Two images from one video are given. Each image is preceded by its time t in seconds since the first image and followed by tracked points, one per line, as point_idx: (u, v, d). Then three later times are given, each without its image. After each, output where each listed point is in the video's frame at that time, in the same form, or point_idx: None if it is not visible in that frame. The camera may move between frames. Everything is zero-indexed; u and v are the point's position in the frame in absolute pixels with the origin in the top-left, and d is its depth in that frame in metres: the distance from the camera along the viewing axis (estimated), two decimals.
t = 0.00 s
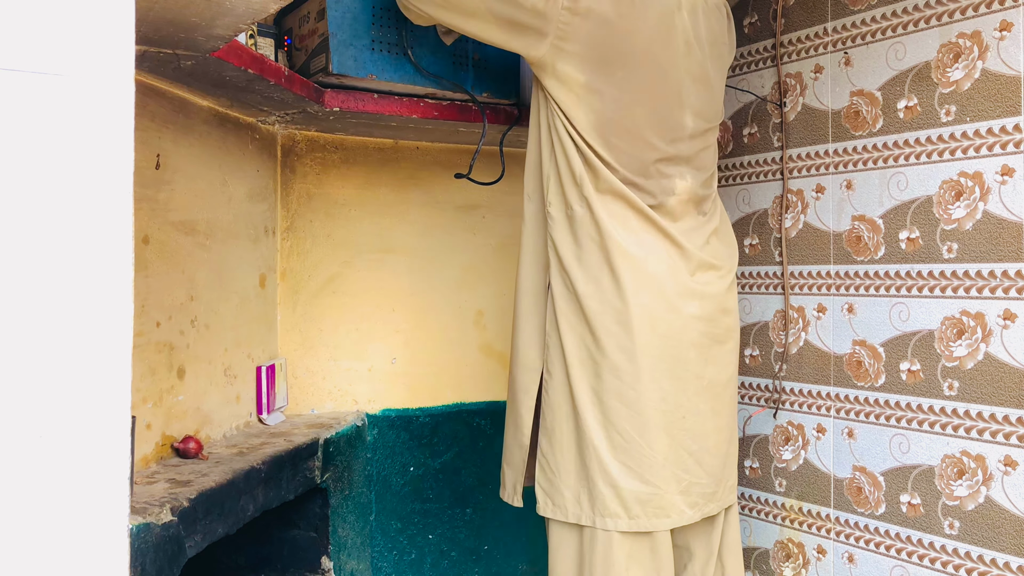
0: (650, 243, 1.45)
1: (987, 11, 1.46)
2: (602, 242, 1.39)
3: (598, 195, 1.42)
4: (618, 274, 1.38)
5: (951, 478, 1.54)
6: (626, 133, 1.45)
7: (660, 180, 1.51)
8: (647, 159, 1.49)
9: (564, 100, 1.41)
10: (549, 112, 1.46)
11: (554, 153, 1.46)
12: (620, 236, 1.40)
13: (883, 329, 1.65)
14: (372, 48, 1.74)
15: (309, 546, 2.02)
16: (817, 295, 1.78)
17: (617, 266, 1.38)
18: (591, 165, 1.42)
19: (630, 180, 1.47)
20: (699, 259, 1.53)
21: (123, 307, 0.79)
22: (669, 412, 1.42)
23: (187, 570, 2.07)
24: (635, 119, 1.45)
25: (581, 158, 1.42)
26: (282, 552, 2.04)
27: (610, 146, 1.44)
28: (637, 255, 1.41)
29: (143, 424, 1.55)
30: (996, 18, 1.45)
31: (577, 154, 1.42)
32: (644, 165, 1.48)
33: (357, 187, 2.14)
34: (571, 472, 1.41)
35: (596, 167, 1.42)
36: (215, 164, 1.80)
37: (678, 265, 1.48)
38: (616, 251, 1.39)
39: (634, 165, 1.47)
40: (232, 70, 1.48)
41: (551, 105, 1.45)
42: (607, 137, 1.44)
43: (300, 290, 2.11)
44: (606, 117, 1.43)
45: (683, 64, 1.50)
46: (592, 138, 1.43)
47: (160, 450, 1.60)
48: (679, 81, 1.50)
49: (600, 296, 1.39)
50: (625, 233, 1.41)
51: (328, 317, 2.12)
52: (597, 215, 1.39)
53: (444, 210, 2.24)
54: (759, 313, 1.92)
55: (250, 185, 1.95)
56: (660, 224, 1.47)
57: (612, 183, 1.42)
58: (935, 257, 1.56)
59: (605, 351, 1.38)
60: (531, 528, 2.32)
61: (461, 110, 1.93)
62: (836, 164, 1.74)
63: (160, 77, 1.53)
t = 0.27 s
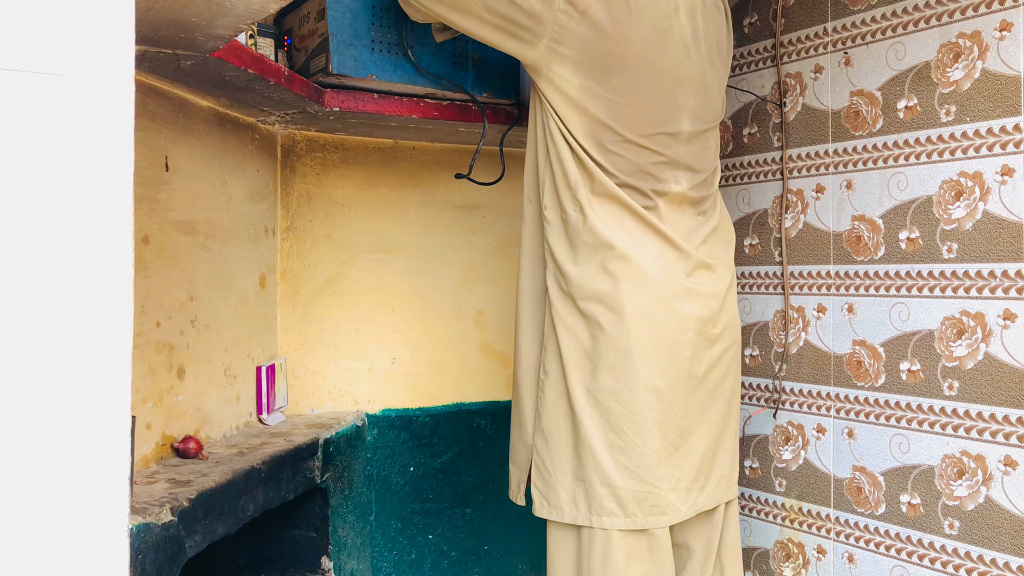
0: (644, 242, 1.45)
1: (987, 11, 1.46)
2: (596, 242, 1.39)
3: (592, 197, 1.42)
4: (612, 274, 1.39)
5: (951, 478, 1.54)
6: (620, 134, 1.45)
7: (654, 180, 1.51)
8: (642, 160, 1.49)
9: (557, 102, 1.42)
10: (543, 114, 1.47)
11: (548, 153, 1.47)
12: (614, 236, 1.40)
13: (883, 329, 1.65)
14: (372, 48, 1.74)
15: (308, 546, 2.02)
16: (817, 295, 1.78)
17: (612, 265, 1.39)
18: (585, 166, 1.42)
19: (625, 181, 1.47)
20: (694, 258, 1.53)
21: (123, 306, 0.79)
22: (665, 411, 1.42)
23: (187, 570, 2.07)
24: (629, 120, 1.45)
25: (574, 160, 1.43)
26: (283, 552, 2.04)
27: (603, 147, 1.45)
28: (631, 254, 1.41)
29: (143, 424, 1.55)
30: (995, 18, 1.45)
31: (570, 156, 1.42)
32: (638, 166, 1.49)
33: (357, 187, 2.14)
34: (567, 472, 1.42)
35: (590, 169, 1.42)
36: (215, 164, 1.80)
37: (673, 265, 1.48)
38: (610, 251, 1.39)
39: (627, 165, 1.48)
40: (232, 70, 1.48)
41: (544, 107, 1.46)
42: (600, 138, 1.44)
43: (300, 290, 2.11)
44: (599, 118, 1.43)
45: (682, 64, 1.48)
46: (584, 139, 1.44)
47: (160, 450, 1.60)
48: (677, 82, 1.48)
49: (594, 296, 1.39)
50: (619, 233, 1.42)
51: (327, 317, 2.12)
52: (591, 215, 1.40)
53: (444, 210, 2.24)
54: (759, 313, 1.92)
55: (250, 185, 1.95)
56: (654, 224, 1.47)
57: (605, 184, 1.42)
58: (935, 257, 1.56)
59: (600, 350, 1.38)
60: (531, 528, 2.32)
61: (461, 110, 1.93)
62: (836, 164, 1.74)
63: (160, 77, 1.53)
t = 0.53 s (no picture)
0: (639, 243, 1.45)
1: (987, 11, 1.46)
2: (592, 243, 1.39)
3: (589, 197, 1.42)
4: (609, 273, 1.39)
5: (951, 478, 1.54)
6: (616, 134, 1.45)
7: (647, 181, 1.53)
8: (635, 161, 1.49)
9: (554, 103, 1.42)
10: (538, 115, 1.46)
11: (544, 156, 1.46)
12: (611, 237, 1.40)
13: (883, 329, 1.65)
14: (372, 48, 1.74)
15: (308, 546, 2.02)
16: (817, 295, 1.78)
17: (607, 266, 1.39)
18: (581, 167, 1.43)
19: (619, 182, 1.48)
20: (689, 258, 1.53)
21: (124, 306, 0.79)
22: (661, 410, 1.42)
23: (187, 570, 2.07)
24: (627, 121, 1.44)
25: (570, 161, 1.43)
26: (283, 552, 2.04)
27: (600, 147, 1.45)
28: (626, 255, 1.41)
29: (143, 424, 1.55)
30: (995, 18, 1.45)
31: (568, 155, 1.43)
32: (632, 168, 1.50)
33: (357, 187, 2.14)
34: (565, 474, 1.42)
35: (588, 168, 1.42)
36: (215, 164, 1.80)
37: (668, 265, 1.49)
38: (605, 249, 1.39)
39: (622, 165, 1.48)
40: (232, 70, 1.48)
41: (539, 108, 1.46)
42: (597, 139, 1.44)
43: (299, 290, 2.11)
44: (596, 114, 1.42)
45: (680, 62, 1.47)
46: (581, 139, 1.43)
47: (160, 450, 1.60)
48: (674, 82, 1.48)
49: (590, 298, 1.40)
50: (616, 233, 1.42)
51: (328, 317, 2.12)
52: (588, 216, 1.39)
53: (444, 210, 2.24)
54: (759, 313, 1.93)
55: (250, 184, 1.95)
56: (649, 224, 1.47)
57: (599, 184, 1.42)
58: (935, 257, 1.56)
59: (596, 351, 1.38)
60: (531, 528, 2.32)
61: (461, 110, 1.93)
62: (836, 164, 1.74)
63: (160, 77, 1.53)
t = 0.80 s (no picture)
0: (644, 245, 1.45)
1: (987, 11, 1.46)
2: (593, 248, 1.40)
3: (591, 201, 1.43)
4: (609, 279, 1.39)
5: (951, 478, 1.54)
6: (614, 137, 1.46)
7: (654, 185, 1.50)
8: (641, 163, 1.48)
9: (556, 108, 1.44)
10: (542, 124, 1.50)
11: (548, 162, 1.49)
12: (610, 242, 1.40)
13: (883, 329, 1.65)
14: (372, 48, 1.73)
15: (308, 546, 2.02)
16: (817, 295, 1.78)
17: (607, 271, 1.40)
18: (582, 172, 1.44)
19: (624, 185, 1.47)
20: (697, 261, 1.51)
21: (124, 307, 0.79)
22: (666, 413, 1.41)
23: (187, 570, 2.07)
24: (624, 124, 1.45)
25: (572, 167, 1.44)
26: (282, 552, 2.04)
27: (603, 151, 1.45)
28: (627, 260, 1.41)
29: (143, 424, 1.55)
30: (995, 18, 1.45)
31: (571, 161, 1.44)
32: (637, 171, 1.49)
33: (357, 188, 2.14)
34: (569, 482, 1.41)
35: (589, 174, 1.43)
36: (215, 164, 1.80)
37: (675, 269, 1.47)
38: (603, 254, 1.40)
39: (626, 168, 1.47)
40: (232, 70, 1.48)
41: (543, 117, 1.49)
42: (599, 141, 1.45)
43: (299, 290, 2.11)
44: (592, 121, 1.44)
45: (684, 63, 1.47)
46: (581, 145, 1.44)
47: (160, 450, 1.60)
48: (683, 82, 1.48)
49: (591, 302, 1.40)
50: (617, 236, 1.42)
51: (328, 317, 2.12)
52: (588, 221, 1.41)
53: (444, 210, 2.24)
54: (759, 313, 1.93)
55: (250, 184, 1.95)
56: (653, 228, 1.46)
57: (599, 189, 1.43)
58: (935, 257, 1.56)
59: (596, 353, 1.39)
60: (531, 528, 2.32)
61: (461, 110, 1.93)
62: (836, 164, 1.74)
63: (160, 77, 1.53)
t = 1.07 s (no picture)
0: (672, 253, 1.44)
1: (987, 11, 1.46)
2: (622, 255, 1.39)
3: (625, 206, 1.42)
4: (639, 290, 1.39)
5: (951, 478, 1.54)
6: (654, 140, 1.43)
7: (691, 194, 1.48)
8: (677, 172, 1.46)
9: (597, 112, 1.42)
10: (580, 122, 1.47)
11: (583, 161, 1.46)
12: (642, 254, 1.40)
13: (883, 329, 1.65)
14: (372, 48, 1.73)
15: (308, 546, 2.02)
16: (817, 295, 1.79)
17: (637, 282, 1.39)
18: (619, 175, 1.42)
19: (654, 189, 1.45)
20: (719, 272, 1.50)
21: (123, 306, 0.79)
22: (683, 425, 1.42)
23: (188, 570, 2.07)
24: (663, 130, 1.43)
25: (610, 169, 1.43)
26: (282, 552, 2.04)
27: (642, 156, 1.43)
28: (657, 271, 1.40)
29: (143, 424, 1.55)
30: (995, 18, 1.45)
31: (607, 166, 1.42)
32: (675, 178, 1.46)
33: (357, 188, 2.14)
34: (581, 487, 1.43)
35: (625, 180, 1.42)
36: (215, 164, 1.80)
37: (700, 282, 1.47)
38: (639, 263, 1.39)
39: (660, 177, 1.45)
40: (232, 70, 1.48)
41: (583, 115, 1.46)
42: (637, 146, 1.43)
43: (299, 290, 2.11)
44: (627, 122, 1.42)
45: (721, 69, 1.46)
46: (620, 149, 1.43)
47: (160, 450, 1.60)
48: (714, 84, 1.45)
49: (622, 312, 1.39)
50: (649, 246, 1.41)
51: (328, 317, 2.12)
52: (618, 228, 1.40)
53: (444, 211, 2.24)
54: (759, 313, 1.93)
55: (250, 184, 1.96)
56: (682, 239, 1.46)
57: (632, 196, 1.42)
58: (935, 257, 1.56)
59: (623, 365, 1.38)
60: (531, 528, 2.32)
61: (461, 110, 1.93)
62: (836, 164, 1.74)
63: (160, 77, 1.53)
